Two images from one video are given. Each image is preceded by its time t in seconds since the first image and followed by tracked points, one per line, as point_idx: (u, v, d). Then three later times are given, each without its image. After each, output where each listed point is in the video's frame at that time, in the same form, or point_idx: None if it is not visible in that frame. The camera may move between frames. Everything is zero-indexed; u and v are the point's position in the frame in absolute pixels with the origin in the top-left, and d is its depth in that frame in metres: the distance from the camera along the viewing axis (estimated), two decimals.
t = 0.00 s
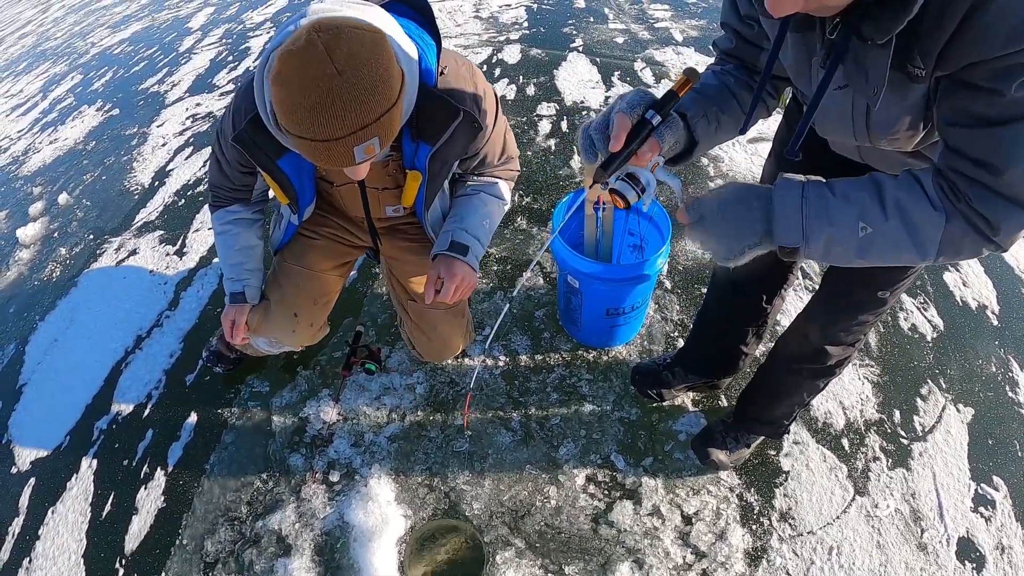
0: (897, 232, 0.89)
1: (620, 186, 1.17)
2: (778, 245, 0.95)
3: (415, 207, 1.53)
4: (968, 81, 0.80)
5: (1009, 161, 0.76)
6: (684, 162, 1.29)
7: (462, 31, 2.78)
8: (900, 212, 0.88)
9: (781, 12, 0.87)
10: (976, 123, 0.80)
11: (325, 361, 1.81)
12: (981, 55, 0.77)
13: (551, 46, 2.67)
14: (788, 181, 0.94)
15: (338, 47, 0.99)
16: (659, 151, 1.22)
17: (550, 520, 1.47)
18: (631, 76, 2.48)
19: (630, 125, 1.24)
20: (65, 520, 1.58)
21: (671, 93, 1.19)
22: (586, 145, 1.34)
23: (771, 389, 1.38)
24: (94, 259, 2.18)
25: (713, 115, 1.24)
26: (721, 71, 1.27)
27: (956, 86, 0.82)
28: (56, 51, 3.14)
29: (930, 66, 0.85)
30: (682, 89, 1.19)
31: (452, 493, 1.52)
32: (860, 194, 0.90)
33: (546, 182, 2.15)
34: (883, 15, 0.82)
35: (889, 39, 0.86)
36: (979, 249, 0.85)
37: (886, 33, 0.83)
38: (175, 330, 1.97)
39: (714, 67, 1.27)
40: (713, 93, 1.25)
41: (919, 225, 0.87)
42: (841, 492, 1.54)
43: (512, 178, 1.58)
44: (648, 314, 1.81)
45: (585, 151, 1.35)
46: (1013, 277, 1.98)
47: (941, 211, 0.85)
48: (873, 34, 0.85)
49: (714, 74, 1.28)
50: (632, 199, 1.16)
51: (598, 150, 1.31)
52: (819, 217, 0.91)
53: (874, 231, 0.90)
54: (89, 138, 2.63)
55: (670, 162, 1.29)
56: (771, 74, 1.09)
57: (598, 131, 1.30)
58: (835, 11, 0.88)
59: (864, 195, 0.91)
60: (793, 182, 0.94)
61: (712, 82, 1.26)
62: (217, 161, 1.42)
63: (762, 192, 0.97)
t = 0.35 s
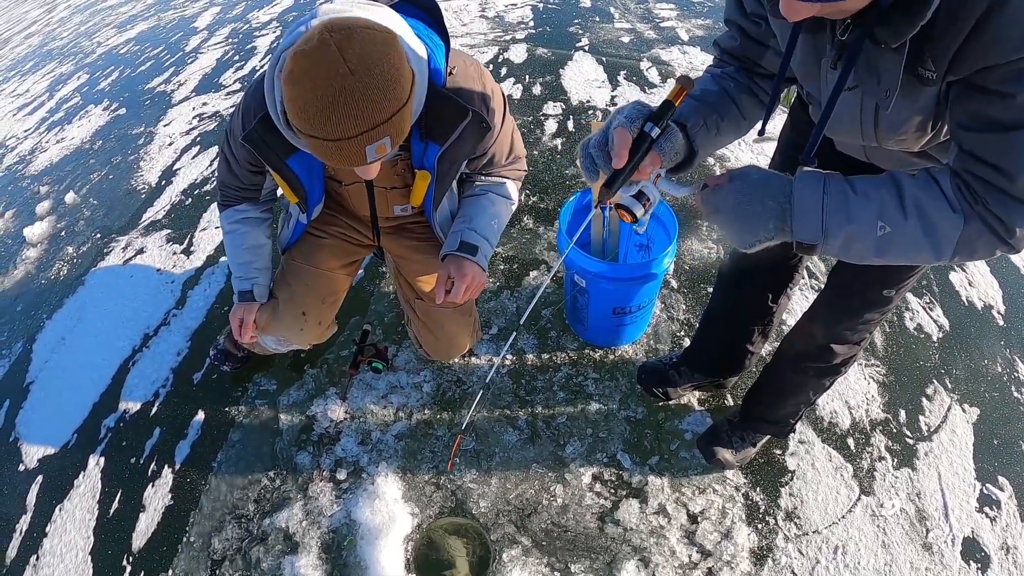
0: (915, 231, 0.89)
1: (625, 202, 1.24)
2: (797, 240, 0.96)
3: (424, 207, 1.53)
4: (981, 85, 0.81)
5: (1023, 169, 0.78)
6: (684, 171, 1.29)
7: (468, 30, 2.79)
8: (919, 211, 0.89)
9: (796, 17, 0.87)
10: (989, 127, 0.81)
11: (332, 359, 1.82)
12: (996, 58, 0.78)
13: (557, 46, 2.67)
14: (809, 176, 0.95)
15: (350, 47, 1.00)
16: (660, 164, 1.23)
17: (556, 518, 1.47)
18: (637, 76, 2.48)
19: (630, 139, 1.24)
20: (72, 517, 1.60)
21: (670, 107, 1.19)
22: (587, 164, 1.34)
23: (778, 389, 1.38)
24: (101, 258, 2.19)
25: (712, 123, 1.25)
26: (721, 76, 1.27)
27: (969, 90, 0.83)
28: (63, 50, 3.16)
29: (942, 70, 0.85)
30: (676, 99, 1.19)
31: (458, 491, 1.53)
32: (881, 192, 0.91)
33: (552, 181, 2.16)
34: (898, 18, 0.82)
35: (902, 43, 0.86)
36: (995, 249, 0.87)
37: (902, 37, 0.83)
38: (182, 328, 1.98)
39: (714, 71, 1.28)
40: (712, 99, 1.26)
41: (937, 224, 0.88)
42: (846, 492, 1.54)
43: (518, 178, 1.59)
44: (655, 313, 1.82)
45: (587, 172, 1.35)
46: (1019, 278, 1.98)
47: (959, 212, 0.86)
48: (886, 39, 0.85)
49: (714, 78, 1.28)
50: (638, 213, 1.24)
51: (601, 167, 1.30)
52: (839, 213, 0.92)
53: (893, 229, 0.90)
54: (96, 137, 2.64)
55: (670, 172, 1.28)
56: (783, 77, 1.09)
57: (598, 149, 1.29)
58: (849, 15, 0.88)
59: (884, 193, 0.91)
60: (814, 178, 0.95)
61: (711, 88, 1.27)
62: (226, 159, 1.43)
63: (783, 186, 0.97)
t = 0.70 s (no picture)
0: (926, 219, 0.89)
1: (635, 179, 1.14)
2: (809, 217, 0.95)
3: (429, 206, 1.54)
4: (989, 83, 0.82)
5: None
6: (694, 151, 1.27)
7: (473, 30, 2.79)
8: (933, 199, 0.89)
9: (808, 16, 0.87)
10: (996, 126, 0.82)
11: (338, 357, 1.82)
12: (1005, 56, 0.78)
13: (562, 46, 2.68)
14: (828, 154, 0.94)
15: (358, 48, 1.01)
16: (672, 142, 1.23)
17: (561, 517, 1.48)
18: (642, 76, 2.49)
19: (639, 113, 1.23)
20: (79, 514, 1.61)
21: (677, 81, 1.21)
22: (593, 141, 1.35)
23: (783, 388, 1.38)
24: (107, 257, 2.20)
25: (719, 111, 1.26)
26: (726, 66, 1.28)
27: (977, 89, 0.84)
28: (70, 51, 3.18)
29: (951, 67, 0.85)
30: (685, 74, 1.23)
31: (463, 489, 1.53)
32: (897, 178, 0.91)
33: (558, 181, 2.16)
34: (910, 16, 0.82)
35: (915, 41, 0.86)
36: (998, 243, 0.88)
37: (914, 35, 0.83)
38: (188, 327, 1.99)
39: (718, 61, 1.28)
40: (718, 87, 1.26)
41: (948, 214, 0.88)
42: (851, 492, 1.54)
43: (524, 177, 1.59)
44: (660, 312, 1.82)
45: (592, 149, 1.35)
46: None
47: (970, 204, 0.87)
48: (898, 37, 0.85)
49: (718, 68, 1.28)
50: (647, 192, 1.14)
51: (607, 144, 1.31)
52: (854, 194, 0.91)
53: (905, 216, 0.90)
54: (102, 137, 2.65)
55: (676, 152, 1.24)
56: (790, 77, 1.09)
57: (606, 123, 1.29)
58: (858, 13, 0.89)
59: (900, 178, 0.91)
60: (833, 156, 0.94)
61: (717, 76, 1.27)
62: (233, 160, 1.44)
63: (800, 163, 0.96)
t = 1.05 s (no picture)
0: (933, 222, 0.90)
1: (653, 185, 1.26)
2: (817, 219, 0.95)
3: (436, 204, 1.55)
4: (999, 91, 0.82)
5: None
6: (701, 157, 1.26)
7: (480, 30, 2.80)
8: (939, 203, 0.89)
9: (826, 23, 0.87)
10: (1005, 134, 0.83)
11: (344, 356, 1.83)
12: (1014, 64, 0.79)
13: (568, 46, 2.68)
14: (836, 157, 0.94)
15: (366, 45, 1.01)
16: (695, 147, 1.20)
17: (566, 517, 1.48)
18: (648, 76, 2.49)
19: (666, 121, 1.18)
20: (84, 511, 1.61)
21: (696, 86, 1.18)
22: (615, 149, 1.29)
23: (790, 389, 1.38)
24: (113, 255, 2.20)
25: (726, 112, 1.26)
26: (732, 65, 1.27)
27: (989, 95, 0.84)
28: (76, 49, 3.19)
29: (962, 73, 0.86)
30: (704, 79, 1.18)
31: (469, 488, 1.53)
32: (904, 182, 0.91)
33: (564, 182, 2.16)
34: (926, 23, 0.82)
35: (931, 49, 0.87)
36: (1004, 245, 0.89)
37: (928, 42, 0.83)
38: (193, 325, 1.99)
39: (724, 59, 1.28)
40: (725, 85, 1.26)
41: (954, 217, 0.88)
42: (856, 493, 1.54)
43: (531, 177, 1.58)
44: (666, 313, 1.82)
45: (614, 156, 1.30)
46: None
47: (975, 208, 0.87)
48: (913, 44, 0.85)
49: (725, 66, 1.28)
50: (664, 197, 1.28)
51: (630, 151, 1.25)
52: (862, 197, 0.91)
53: (912, 219, 0.91)
54: (108, 135, 2.66)
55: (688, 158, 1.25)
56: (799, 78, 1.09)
57: (630, 131, 1.24)
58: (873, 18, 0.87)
59: (907, 182, 0.91)
60: (841, 159, 0.94)
61: (723, 75, 1.27)
62: (240, 159, 1.44)
63: (808, 165, 0.96)
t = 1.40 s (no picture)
0: (932, 226, 0.90)
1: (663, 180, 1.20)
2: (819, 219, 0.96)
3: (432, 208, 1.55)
4: (1003, 100, 0.84)
5: None
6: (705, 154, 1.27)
7: (478, 35, 2.80)
8: (939, 207, 0.90)
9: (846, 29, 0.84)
10: (1006, 142, 0.84)
11: (340, 359, 1.83)
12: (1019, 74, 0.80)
13: (567, 52, 2.69)
14: (840, 158, 0.94)
15: (366, 54, 1.01)
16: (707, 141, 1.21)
17: (562, 521, 1.48)
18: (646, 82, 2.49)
19: (685, 113, 1.18)
20: (78, 511, 1.61)
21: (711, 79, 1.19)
22: (626, 140, 1.28)
23: (785, 394, 1.39)
24: (110, 256, 2.20)
25: (726, 106, 1.27)
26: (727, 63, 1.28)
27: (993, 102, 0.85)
28: (75, 49, 3.19)
29: (970, 82, 0.86)
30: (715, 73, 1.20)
31: (464, 492, 1.53)
32: (906, 185, 0.91)
33: (561, 186, 2.17)
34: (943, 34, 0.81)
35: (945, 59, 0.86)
36: (1000, 251, 0.90)
37: (944, 52, 0.83)
38: (190, 326, 1.99)
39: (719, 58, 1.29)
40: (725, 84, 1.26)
41: (953, 222, 0.89)
42: (851, 499, 1.54)
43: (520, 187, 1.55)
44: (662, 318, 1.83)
45: (626, 149, 1.29)
46: None
47: (974, 213, 0.88)
48: (929, 53, 0.84)
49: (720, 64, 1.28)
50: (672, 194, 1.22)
51: (642, 143, 1.25)
52: (863, 198, 0.92)
53: (912, 223, 0.91)
54: (107, 136, 2.66)
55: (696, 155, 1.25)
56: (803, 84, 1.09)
57: (643, 123, 1.24)
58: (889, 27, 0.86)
59: (908, 185, 0.92)
60: (844, 160, 0.94)
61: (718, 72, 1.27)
62: (238, 161, 1.44)
63: (812, 165, 0.97)
